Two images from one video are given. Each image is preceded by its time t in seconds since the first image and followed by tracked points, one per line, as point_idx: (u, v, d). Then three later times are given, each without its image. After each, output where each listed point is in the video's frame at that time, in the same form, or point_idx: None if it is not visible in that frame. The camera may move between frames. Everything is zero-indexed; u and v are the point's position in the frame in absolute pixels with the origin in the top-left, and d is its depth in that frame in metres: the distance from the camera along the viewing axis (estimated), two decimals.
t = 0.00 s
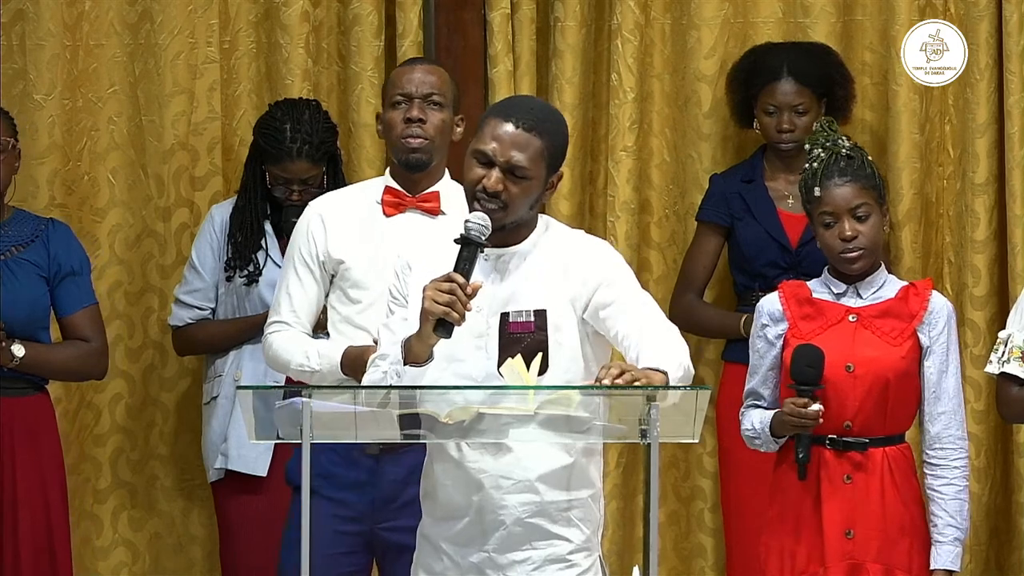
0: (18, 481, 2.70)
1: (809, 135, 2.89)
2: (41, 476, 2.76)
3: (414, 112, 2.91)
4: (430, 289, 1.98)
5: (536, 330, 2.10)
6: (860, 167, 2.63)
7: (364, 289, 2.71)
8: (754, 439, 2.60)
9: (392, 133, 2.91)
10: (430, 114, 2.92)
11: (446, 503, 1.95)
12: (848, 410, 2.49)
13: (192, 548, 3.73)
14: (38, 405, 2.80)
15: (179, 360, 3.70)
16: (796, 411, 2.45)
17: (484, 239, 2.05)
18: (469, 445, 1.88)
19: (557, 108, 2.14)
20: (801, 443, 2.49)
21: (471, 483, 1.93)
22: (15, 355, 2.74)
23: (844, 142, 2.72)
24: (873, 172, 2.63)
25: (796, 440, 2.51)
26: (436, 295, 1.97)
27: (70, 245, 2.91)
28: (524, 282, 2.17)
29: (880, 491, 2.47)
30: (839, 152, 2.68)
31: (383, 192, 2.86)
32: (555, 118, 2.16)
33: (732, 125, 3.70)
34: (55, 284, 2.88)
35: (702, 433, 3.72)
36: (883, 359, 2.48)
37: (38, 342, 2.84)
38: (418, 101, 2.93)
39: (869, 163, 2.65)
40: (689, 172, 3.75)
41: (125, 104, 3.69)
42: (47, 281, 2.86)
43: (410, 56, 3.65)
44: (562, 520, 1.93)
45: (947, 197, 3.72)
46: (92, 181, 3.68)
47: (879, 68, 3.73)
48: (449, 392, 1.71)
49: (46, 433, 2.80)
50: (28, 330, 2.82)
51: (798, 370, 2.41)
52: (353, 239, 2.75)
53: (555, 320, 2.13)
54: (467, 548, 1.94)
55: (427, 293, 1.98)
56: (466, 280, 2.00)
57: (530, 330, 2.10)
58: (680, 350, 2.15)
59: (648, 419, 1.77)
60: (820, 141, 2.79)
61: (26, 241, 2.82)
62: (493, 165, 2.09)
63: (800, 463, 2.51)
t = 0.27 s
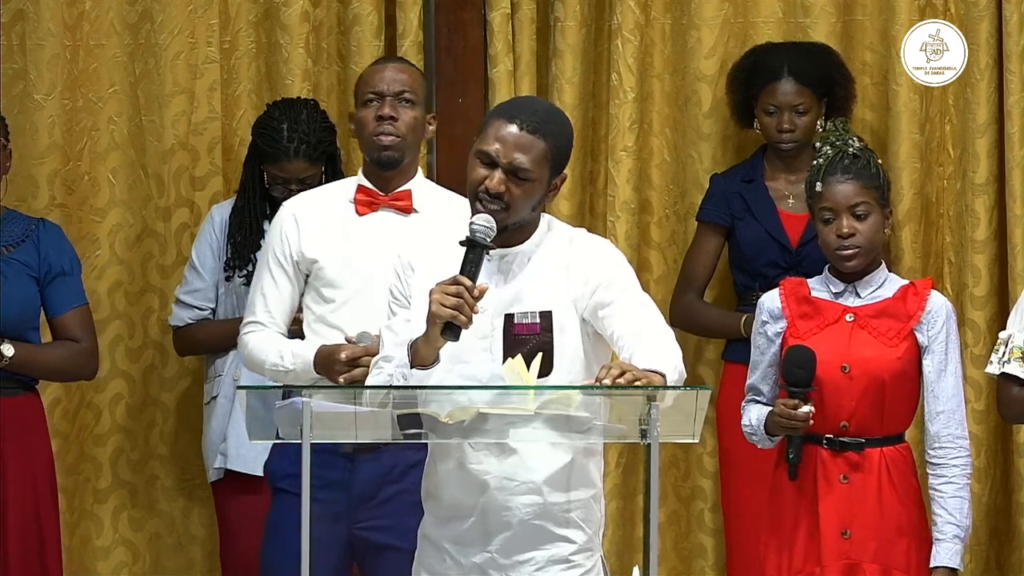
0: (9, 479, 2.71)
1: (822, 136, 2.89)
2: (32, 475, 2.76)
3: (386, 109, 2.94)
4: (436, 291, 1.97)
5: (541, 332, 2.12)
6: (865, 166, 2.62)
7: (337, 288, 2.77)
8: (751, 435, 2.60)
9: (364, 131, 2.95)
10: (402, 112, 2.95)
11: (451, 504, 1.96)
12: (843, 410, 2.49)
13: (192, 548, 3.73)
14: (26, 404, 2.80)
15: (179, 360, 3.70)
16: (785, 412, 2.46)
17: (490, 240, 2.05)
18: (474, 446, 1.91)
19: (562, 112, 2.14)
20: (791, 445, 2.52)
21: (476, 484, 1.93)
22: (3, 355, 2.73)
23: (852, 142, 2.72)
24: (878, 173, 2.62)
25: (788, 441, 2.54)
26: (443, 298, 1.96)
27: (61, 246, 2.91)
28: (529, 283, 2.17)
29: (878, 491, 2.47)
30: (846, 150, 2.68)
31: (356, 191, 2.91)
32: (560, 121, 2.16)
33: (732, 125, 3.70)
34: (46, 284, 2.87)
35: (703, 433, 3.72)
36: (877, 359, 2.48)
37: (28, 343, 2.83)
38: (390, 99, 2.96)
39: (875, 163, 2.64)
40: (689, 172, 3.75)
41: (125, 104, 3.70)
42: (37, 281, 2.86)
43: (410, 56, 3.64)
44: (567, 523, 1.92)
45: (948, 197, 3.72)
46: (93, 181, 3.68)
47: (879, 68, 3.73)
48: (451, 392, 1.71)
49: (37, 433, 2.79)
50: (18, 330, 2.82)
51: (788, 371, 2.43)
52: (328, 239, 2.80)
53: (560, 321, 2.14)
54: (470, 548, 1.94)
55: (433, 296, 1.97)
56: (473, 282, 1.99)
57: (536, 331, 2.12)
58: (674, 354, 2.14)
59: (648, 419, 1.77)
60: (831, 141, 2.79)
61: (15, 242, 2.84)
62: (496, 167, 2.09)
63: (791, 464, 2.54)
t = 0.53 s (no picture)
0: None
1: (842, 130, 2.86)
2: (20, 476, 2.74)
3: (347, 109, 2.93)
4: (441, 294, 1.97)
5: (545, 331, 2.13)
6: (882, 171, 2.60)
7: (302, 288, 2.83)
8: (745, 431, 2.59)
9: (326, 130, 2.94)
10: (364, 112, 2.95)
11: (455, 504, 1.95)
12: (845, 416, 2.49)
13: (193, 548, 3.73)
14: (15, 403, 2.80)
15: (179, 360, 3.70)
16: (795, 417, 2.41)
17: (491, 241, 2.03)
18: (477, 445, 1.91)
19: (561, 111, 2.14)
20: (797, 448, 2.50)
21: (479, 483, 1.93)
22: None
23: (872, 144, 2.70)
24: (893, 180, 2.61)
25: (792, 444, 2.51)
26: (447, 300, 1.96)
27: (51, 247, 2.91)
28: (533, 284, 2.17)
29: (878, 494, 2.48)
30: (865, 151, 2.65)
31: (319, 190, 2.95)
32: (558, 120, 2.17)
33: (732, 125, 3.70)
34: (35, 284, 2.87)
35: (703, 433, 3.72)
36: (878, 362, 2.48)
37: (18, 343, 2.83)
38: (352, 99, 2.96)
39: (892, 169, 2.62)
40: (689, 172, 3.75)
41: (125, 104, 3.70)
42: (26, 282, 2.85)
43: (411, 56, 3.64)
44: (572, 522, 1.92)
45: (948, 197, 3.72)
46: (93, 181, 3.68)
47: (879, 67, 3.73)
48: (452, 393, 1.71)
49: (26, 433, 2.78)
50: (8, 330, 2.81)
51: (800, 376, 2.38)
52: (295, 240, 2.86)
53: (565, 321, 2.14)
54: (472, 548, 1.94)
55: (438, 298, 1.97)
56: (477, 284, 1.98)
57: (540, 331, 2.12)
58: (672, 354, 2.12)
59: (648, 419, 1.77)
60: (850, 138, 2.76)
61: (5, 243, 2.83)
62: (500, 170, 2.09)
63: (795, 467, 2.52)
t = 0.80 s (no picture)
0: None
1: (861, 135, 2.85)
2: (13, 477, 2.74)
3: (314, 109, 3.04)
4: (441, 292, 1.97)
5: (546, 331, 2.13)
6: (901, 187, 2.60)
7: (271, 289, 2.98)
8: (743, 431, 2.58)
9: (293, 130, 3.05)
10: (330, 111, 3.06)
11: (455, 504, 1.94)
12: (846, 421, 2.51)
13: (193, 548, 3.73)
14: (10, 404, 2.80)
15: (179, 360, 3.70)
16: (808, 425, 2.40)
17: (492, 240, 2.02)
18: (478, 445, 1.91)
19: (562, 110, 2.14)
20: (807, 455, 2.48)
21: (481, 484, 1.95)
22: None
23: (892, 155, 2.69)
24: (909, 197, 2.61)
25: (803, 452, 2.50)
26: (447, 299, 1.96)
27: (44, 248, 2.92)
28: (533, 284, 2.18)
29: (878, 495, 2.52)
30: (886, 163, 2.65)
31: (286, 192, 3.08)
32: (559, 120, 2.17)
33: (732, 125, 3.70)
34: (28, 285, 2.87)
35: (703, 433, 3.72)
36: (882, 371, 2.50)
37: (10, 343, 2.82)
38: (318, 99, 3.06)
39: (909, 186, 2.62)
40: (689, 172, 3.74)
41: (125, 105, 3.70)
42: (20, 282, 2.85)
43: (411, 55, 3.64)
44: (572, 523, 1.93)
45: (947, 197, 3.72)
46: (92, 181, 3.68)
47: (879, 68, 3.73)
48: (453, 392, 1.72)
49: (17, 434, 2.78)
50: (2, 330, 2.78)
51: (814, 386, 2.35)
52: (262, 242, 3.01)
53: (566, 321, 2.15)
54: (472, 548, 1.92)
55: (438, 296, 1.97)
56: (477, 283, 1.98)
57: (540, 331, 2.13)
58: (673, 357, 2.10)
59: (648, 419, 1.77)
60: (869, 144, 2.75)
61: None
62: (501, 168, 2.08)
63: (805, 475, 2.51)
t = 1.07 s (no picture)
0: None
1: (875, 136, 2.85)
2: (9, 474, 2.74)
3: (292, 112, 3.10)
4: (443, 292, 1.96)
5: (548, 331, 2.13)
6: (917, 194, 2.61)
7: (250, 293, 3.05)
8: (736, 428, 2.62)
9: (270, 133, 3.10)
10: (307, 114, 3.12)
11: (457, 504, 1.93)
12: (855, 423, 2.54)
13: (193, 548, 3.73)
14: (8, 403, 2.79)
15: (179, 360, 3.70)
16: (806, 429, 2.45)
17: (494, 239, 2.04)
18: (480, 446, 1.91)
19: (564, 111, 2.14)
20: (797, 459, 2.48)
21: (481, 484, 1.93)
22: None
23: (907, 159, 2.69)
24: (923, 204, 2.62)
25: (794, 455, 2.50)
26: (450, 298, 1.96)
27: (40, 248, 2.92)
28: (535, 284, 2.19)
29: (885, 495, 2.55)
30: (902, 167, 2.65)
31: (263, 194, 3.14)
32: (561, 119, 2.16)
33: (732, 125, 3.70)
34: (25, 285, 2.89)
35: (703, 433, 3.73)
36: (891, 371, 2.54)
37: (8, 344, 2.85)
38: (295, 101, 3.12)
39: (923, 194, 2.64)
40: (689, 172, 3.74)
41: (125, 104, 3.70)
42: (17, 283, 2.87)
43: (411, 56, 3.65)
44: (572, 522, 1.92)
45: (947, 197, 3.72)
46: (92, 181, 3.68)
47: (879, 68, 3.73)
48: (454, 391, 1.73)
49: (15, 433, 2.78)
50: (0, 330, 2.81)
51: (816, 391, 2.41)
52: (238, 245, 3.07)
53: (566, 321, 2.14)
54: (472, 548, 1.90)
55: (440, 296, 1.97)
56: (479, 282, 1.98)
57: (542, 330, 2.12)
58: (673, 358, 2.09)
59: (648, 419, 1.77)
60: (884, 147, 2.75)
61: None
62: (502, 169, 2.08)
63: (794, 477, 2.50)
